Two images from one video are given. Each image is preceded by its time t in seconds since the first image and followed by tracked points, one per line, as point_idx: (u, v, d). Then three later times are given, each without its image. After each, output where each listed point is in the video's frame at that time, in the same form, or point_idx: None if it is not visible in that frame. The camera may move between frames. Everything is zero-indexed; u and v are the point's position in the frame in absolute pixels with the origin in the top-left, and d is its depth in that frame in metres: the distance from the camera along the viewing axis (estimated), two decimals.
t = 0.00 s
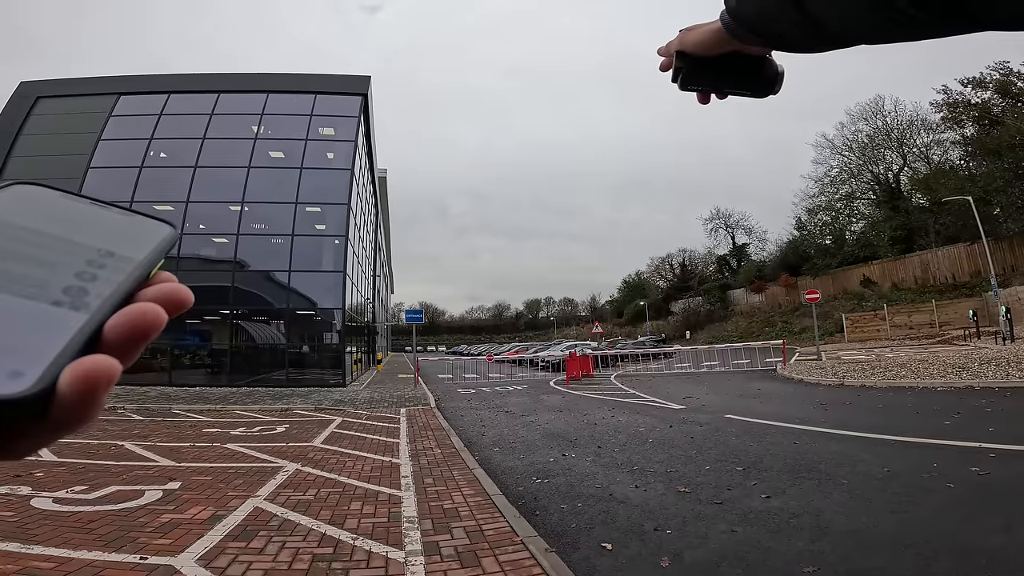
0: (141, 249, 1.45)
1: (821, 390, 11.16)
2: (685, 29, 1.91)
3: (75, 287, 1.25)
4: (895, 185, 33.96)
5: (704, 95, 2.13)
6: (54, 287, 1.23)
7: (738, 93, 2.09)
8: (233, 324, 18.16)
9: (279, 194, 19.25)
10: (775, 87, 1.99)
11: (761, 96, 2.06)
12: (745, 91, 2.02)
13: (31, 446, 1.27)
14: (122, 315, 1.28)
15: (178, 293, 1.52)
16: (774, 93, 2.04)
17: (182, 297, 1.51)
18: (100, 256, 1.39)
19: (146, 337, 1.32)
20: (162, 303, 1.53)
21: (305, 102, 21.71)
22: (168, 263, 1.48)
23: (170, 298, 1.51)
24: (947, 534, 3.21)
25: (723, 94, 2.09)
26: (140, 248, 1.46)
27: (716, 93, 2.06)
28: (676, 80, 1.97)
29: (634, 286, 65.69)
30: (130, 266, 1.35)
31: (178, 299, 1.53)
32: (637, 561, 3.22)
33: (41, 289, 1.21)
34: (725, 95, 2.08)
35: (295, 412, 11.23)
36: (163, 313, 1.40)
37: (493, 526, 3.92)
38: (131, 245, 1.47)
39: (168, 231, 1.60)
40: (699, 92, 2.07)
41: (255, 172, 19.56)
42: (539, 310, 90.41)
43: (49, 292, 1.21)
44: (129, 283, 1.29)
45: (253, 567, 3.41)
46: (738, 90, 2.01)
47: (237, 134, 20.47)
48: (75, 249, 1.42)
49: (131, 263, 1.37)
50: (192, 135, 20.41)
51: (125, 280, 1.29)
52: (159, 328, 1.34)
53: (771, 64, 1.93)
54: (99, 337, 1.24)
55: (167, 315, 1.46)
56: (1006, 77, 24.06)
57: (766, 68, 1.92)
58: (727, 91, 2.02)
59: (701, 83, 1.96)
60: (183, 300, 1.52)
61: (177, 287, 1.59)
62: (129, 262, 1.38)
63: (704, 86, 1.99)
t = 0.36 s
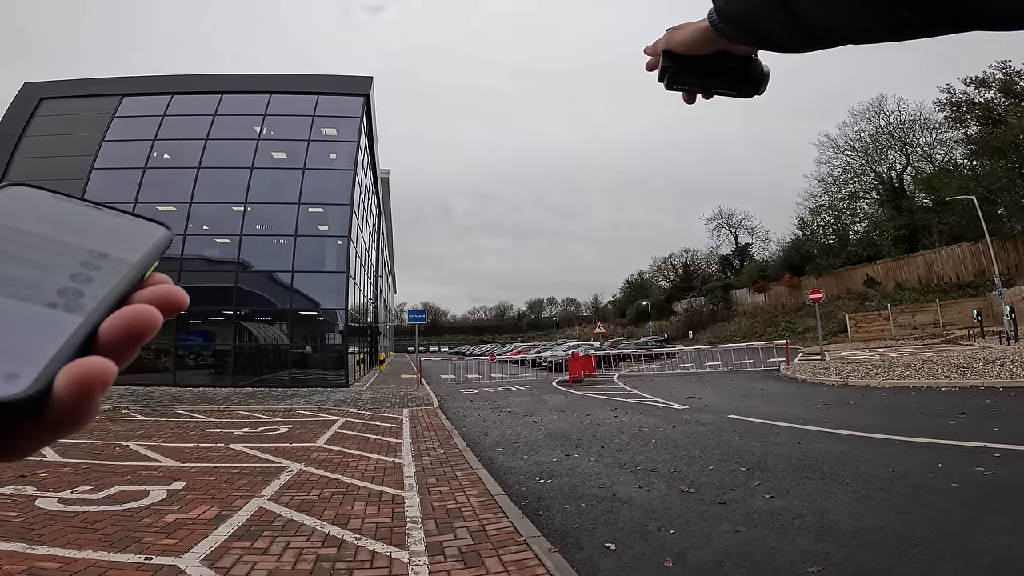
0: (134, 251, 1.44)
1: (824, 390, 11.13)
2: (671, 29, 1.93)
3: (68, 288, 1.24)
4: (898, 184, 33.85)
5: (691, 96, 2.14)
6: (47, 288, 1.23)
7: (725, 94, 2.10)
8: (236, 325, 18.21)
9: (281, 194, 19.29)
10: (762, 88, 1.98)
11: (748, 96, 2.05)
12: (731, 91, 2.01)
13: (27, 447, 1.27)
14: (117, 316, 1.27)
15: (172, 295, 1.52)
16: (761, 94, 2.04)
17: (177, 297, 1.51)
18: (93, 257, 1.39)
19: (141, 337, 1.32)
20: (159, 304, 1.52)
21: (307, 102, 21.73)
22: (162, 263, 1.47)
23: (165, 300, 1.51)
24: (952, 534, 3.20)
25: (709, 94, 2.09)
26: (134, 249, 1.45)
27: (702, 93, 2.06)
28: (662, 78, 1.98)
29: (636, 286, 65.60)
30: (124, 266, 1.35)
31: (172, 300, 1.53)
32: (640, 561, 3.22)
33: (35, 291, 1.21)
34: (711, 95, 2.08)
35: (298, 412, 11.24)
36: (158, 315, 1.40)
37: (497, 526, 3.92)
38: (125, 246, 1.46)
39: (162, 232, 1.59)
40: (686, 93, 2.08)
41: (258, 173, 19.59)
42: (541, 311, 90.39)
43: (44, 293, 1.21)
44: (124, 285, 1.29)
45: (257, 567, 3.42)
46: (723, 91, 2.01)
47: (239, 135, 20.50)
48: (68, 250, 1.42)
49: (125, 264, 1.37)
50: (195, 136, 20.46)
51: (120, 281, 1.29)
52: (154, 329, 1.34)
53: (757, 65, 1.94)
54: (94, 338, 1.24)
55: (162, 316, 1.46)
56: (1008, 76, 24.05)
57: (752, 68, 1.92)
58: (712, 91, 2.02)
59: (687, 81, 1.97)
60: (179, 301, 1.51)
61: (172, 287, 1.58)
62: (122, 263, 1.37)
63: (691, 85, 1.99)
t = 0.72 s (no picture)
0: (125, 244, 1.44)
1: (824, 389, 11.14)
2: (662, 26, 1.94)
3: (60, 282, 1.25)
4: (898, 183, 33.86)
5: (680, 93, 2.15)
6: (39, 282, 1.23)
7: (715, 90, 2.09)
8: (235, 325, 18.19)
9: (281, 194, 19.26)
10: (752, 83, 1.99)
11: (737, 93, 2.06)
12: (720, 88, 2.02)
13: (25, 441, 1.28)
14: (109, 309, 1.27)
15: (166, 287, 1.52)
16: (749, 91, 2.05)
17: (169, 290, 1.51)
18: (86, 251, 1.39)
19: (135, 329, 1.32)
20: (151, 296, 1.52)
21: (306, 102, 21.68)
22: (153, 255, 1.47)
23: (157, 292, 1.51)
24: (954, 532, 3.20)
25: (699, 91, 2.09)
26: (124, 242, 1.45)
27: (692, 89, 2.07)
28: (652, 74, 1.98)
29: (636, 286, 65.62)
30: (116, 260, 1.35)
31: (165, 292, 1.53)
32: (642, 560, 3.22)
33: (28, 286, 1.22)
34: (701, 92, 2.08)
35: (299, 412, 11.23)
36: (152, 307, 1.40)
37: (498, 525, 3.93)
38: (116, 239, 1.46)
39: (153, 225, 1.59)
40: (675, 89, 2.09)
41: (257, 172, 19.56)
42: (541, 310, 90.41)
43: (36, 288, 1.22)
44: (115, 278, 1.29)
45: (259, 567, 3.43)
46: (713, 87, 2.02)
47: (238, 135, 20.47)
48: (59, 245, 1.42)
49: (116, 257, 1.38)
50: (194, 135, 20.41)
51: (112, 274, 1.30)
52: (148, 321, 1.35)
53: (745, 63, 1.95)
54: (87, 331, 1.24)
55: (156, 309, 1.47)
56: (1006, 75, 24.14)
57: (741, 66, 1.93)
58: (702, 88, 2.02)
59: (677, 77, 1.97)
60: (172, 294, 1.52)
61: (165, 280, 1.58)
62: (114, 255, 1.37)
63: (680, 82, 1.99)
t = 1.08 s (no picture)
0: (118, 242, 1.41)
1: (815, 384, 11.29)
2: (655, 19, 1.95)
3: (51, 279, 1.22)
4: (887, 179, 34.20)
5: (668, 90, 2.17)
6: (32, 280, 1.20)
7: (704, 89, 2.13)
8: (227, 322, 18.04)
9: (272, 191, 19.08)
10: (741, 84, 2.04)
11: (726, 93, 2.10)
12: (711, 86, 2.05)
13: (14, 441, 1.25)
14: (102, 306, 1.23)
15: (159, 287, 1.48)
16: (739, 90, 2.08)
17: (162, 288, 1.48)
18: (76, 248, 1.35)
19: (127, 328, 1.29)
20: (142, 294, 1.48)
21: (298, 98, 21.42)
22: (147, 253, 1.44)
23: (150, 290, 1.47)
24: (943, 526, 3.27)
25: (687, 88, 2.13)
26: (117, 240, 1.42)
27: (681, 87, 2.10)
28: (643, 70, 2.00)
29: (629, 282, 65.96)
30: (109, 257, 1.32)
31: (159, 292, 1.49)
32: (638, 555, 3.25)
33: (20, 282, 1.19)
34: (689, 89, 2.11)
35: (292, 410, 11.18)
36: (144, 305, 1.37)
37: (493, 522, 3.94)
38: (107, 237, 1.43)
39: (147, 224, 1.56)
40: (664, 85, 2.12)
41: (248, 169, 19.36)
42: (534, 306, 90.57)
43: (27, 285, 1.18)
44: (108, 276, 1.26)
45: (255, 566, 3.41)
46: (703, 85, 2.05)
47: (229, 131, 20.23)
48: (50, 242, 1.38)
49: (109, 254, 1.34)
50: (184, 132, 20.15)
51: (103, 272, 1.26)
52: (141, 320, 1.31)
53: (737, 61, 1.96)
54: (79, 330, 1.21)
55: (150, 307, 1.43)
56: (995, 73, 24.54)
57: (733, 64, 1.95)
58: (692, 86, 2.06)
59: (666, 73, 2.01)
60: (166, 292, 1.48)
61: (155, 278, 1.54)
62: (105, 254, 1.34)
63: (671, 78, 2.02)
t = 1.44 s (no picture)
0: (107, 250, 1.54)
1: (790, 378, 11.60)
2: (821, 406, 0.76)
3: (41, 289, 1.36)
4: (858, 178, 35.16)
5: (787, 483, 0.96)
6: (21, 289, 1.34)
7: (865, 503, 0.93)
8: (200, 319, 17.56)
9: (247, 186, 18.61)
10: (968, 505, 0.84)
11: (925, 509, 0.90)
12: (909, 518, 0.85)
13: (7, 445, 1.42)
14: (91, 315, 1.39)
15: (147, 293, 1.61)
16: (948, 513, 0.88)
17: (149, 295, 1.61)
18: (65, 256, 1.48)
19: (115, 336, 1.44)
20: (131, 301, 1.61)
21: (274, 93, 20.94)
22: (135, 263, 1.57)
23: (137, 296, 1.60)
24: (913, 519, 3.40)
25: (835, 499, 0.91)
26: (105, 247, 1.54)
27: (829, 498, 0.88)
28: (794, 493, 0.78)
29: (608, 278, 66.46)
30: (97, 267, 1.46)
31: (148, 298, 1.62)
32: (619, 550, 3.30)
33: (8, 291, 1.32)
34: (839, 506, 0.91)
35: (269, 409, 10.96)
36: (133, 313, 1.51)
37: (476, 519, 3.94)
38: (96, 244, 1.55)
39: (137, 232, 1.68)
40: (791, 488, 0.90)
41: (222, 164, 18.83)
42: (515, 302, 90.52)
43: (16, 294, 1.32)
44: (96, 285, 1.40)
45: (234, 567, 3.35)
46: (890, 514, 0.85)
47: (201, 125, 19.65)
48: (39, 251, 1.49)
49: (98, 263, 1.47)
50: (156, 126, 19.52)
51: (92, 282, 1.40)
52: (128, 327, 1.46)
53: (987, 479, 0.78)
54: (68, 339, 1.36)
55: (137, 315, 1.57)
56: (964, 74, 25.75)
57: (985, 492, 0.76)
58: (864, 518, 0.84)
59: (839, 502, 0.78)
60: (153, 298, 1.62)
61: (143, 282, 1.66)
62: (95, 263, 1.47)
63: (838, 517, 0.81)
